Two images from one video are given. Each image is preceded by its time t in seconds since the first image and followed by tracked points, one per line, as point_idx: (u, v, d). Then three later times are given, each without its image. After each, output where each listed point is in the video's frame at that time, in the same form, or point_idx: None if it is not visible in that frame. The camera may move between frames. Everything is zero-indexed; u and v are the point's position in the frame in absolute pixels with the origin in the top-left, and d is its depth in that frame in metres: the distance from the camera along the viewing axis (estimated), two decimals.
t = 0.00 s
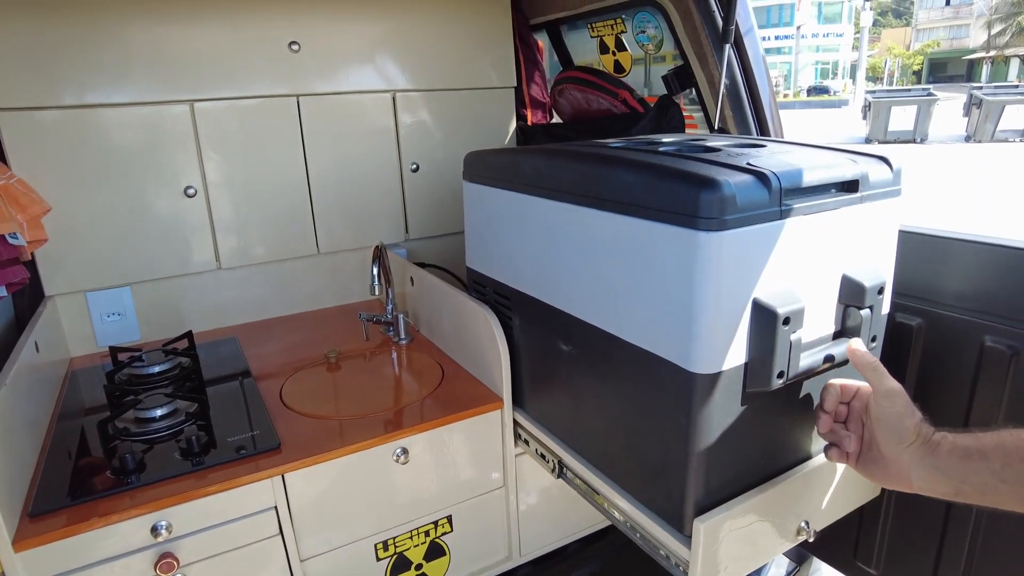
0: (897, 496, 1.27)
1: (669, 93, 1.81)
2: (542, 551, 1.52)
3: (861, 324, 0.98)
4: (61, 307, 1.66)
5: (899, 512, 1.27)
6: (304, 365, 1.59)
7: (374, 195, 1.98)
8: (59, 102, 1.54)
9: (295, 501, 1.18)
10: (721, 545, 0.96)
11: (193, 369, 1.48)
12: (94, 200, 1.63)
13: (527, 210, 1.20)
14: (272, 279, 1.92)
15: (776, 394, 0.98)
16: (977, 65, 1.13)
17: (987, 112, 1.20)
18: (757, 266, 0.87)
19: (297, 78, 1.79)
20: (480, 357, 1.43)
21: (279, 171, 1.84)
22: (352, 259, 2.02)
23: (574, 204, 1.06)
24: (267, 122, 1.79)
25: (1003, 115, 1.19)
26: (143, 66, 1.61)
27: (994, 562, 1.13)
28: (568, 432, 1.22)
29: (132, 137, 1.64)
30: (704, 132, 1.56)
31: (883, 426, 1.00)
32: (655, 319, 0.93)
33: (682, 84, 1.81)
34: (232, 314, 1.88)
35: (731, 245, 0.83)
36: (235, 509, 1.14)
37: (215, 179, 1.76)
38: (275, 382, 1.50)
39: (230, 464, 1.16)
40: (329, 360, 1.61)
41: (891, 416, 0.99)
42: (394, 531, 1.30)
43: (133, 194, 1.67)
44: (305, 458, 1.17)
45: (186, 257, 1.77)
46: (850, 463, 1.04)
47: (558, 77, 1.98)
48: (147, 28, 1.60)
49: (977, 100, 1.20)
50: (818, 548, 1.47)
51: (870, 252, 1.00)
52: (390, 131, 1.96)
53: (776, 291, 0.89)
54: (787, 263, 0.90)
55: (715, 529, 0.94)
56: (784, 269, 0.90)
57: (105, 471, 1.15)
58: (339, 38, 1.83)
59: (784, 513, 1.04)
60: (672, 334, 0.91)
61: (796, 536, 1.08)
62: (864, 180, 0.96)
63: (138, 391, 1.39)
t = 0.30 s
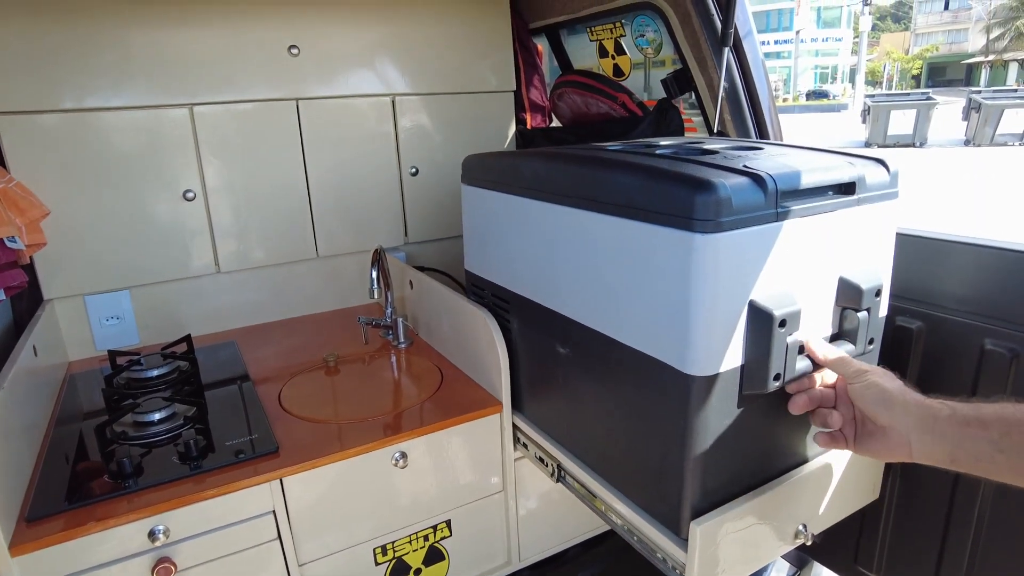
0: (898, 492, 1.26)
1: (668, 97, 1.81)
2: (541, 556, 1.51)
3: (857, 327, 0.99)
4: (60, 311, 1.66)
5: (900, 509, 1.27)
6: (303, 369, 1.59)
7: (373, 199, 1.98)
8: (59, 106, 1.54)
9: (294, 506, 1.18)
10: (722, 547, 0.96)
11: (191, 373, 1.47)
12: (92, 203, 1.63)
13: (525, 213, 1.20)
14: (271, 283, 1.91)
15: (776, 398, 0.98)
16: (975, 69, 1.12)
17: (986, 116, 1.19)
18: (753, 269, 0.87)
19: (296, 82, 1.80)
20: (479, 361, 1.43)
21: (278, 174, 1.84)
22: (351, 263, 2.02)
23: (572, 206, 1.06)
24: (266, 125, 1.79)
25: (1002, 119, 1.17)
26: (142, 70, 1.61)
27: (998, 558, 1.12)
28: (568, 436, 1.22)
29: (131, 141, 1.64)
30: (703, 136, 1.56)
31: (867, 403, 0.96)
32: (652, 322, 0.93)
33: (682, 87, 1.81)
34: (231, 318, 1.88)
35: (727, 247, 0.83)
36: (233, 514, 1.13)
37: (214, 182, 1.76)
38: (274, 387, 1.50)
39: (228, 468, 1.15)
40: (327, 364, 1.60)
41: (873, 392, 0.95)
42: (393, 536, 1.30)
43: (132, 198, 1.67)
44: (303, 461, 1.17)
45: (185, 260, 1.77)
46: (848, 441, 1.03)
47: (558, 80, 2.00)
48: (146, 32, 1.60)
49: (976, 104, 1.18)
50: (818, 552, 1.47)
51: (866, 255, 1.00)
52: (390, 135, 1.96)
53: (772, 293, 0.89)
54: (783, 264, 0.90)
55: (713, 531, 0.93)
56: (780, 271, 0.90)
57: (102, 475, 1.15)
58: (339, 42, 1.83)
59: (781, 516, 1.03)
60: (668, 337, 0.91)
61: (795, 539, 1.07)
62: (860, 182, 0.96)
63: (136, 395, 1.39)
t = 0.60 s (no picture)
0: (901, 488, 1.27)
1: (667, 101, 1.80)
2: (541, 560, 1.51)
3: (811, 316, 1.01)
4: (59, 315, 1.65)
5: (903, 504, 1.27)
6: (302, 373, 1.59)
7: (372, 202, 1.98)
8: (58, 110, 1.54)
9: (292, 511, 1.17)
10: (677, 525, 0.98)
11: (190, 378, 1.47)
12: (91, 207, 1.63)
13: (498, 209, 1.23)
14: (270, 287, 1.91)
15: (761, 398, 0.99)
16: (974, 73, 1.14)
17: (985, 120, 1.21)
18: (708, 260, 0.89)
19: (296, 86, 1.80)
20: (478, 366, 1.42)
21: (277, 176, 1.84)
22: (351, 267, 2.02)
23: (540, 201, 1.09)
24: (266, 129, 1.79)
25: (1002, 122, 1.19)
26: (141, 74, 1.61)
27: (1000, 559, 1.12)
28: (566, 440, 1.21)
29: (130, 145, 1.64)
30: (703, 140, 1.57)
31: (816, 377, 0.99)
32: (613, 312, 0.96)
33: (681, 91, 1.80)
34: (230, 322, 1.88)
35: (679, 241, 0.85)
36: (231, 519, 1.13)
37: (213, 187, 1.76)
38: (273, 391, 1.50)
39: (226, 473, 1.15)
40: (325, 368, 1.60)
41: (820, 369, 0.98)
42: (392, 540, 1.29)
43: (131, 201, 1.67)
44: (303, 466, 1.16)
45: (184, 264, 1.76)
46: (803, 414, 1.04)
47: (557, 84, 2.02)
48: (146, 36, 1.60)
49: (975, 108, 1.21)
50: (820, 557, 1.47)
51: (824, 248, 1.02)
52: (389, 138, 1.96)
53: (725, 283, 0.91)
54: (736, 256, 0.91)
55: (674, 505, 0.96)
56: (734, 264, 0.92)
57: (100, 479, 1.14)
58: (338, 46, 1.83)
59: (744, 494, 1.05)
60: (627, 326, 0.93)
61: (758, 517, 1.09)
62: (815, 179, 0.98)
63: (135, 400, 1.39)
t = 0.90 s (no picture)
0: (904, 486, 1.27)
1: (667, 103, 1.80)
2: (541, 563, 1.51)
3: (740, 297, 1.15)
4: (59, 317, 1.65)
5: (905, 505, 1.27)
6: (303, 376, 1.59)
7: (373, 204, 1.98)
8: (60, 113, 1.55)
9: (292, 514, 1.17)
10: (618, 481, 1.11)
11: (191, 380, 1.47)
12: (91, 210, 1.63)
13: (471, 207, 1.38)
14: (271, 290, 1.91)
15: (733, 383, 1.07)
16: (972, 75, 1.21)
17: (983, 122, 1.35)
18: (639, 245, 1.04)
19: (296, 89, 1.80)
20: (479, 369, 1.42)
21: (277, 178, 1.84)
22: (352, 269, 2.02)
23: (503, 198, 1.24)
24: (267, 132, 1.80)
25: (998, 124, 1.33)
26: (142, 76, 1.62)
27: (1002, 562, 1.11)
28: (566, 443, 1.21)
29: (130, 148, 1.64)
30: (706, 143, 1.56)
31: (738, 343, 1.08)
32: (562, 293, 1.10)
33: (681, 93, 1.79)
34: (230, 325, 1.88)
35: (612, 227, 1.00)
36: (230, 522, 1.12)
37: (213, 189, 1.76)
38: (272, 394, 1.49)
39: (226, 476, 1.15)
40: (325, 371, 1.60)
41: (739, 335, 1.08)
42: (392, 543, 1.29)
43: (132, 204, 1.67)
44: (303, 469, 1.16)
45: (184, 266, 1.76)
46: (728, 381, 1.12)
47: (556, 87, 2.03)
48: (147, 39, 1.61)
49: (973, 110, 1.37)
50: (821, 559, 1.47)
51: (750, 235, 1.17)
52: (390, 141, 1.97)
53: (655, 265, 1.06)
54: (665, 242, 1.06)
55: (617, 460, 1.09)
56: (664, 249, 1.06)
57: (100, 483, 1.14)
58: (339, 49, 1.83)
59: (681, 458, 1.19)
60: (571, 304, 1.07)
61: (695, 482, 1.23)
62: (739, 174, 1.13)
63: (135, 403, 1.39)
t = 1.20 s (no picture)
0: (904, 488, 1.26)
1: (667, 105, 1.79)
2: (541, 566, 1.50)
3: (682, 282, 1.26)
4: (56, 319, 1.64)
5: (906, 506, 1.26)
6: (301, 378, 1.58)
7: (372, 206, 1.98)
8: (59, 114, 1.54)
9: (290, 518, 1.16)
10: (571, 450, 1.21)
11: (189, 383, 1.47)
12: (89, 211, 1.62)
13: (445, 203, 1.50)
14: (269, 291, 1.90)
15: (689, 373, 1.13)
16: (971, 76, 1.23)
17: (982, 123, 1.47)
18: (587, 234, 1.16)
19: (296, 90, 1.80)
20: (478, 372, 1.41)
21: (276, 180, 1.83)
22: (351, 271, 2.01)
23: (471, 194, 1.36)
24: (266, 133, 1.79)
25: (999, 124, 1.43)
26: (141, 78, 1.61)
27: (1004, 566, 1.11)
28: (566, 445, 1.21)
29: (129, 149, 1.64)
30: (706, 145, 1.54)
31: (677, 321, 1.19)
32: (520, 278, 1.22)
33: (680, 94, 1.78)
34: (229, 326, 1.87)
35: (557, 219, 1.12)
36: (228, 526, 1.12)
37: (211, 191, 1.75)
38: (270, 396, 1.49)
39: (224, 479, 1.14)
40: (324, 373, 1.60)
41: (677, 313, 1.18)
42: (391, 547, 1.28)
43: (131, 205, 1.67)
44: (301, 472, 1.15)
45: (182, 268, 1.76)
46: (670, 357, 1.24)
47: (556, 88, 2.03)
48: (146, 40, 1.60)
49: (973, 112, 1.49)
50: (822, 561, 1.46)
51: (695, 224, 1.28)
52: (389, 142, 1.96)
53: (603, 252, 1.18)
54: (611, 232, 1.18)
55: (568, 431, 1.20)
56: (610, 238, 1.18)
57: (96, 486, 1.13)
58: (339, 51, 1.83)
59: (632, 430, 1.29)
60: (527, 289, 1.19)
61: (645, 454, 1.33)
62: (683, 169, 1.24)
63: (132, 405, 1.38)
